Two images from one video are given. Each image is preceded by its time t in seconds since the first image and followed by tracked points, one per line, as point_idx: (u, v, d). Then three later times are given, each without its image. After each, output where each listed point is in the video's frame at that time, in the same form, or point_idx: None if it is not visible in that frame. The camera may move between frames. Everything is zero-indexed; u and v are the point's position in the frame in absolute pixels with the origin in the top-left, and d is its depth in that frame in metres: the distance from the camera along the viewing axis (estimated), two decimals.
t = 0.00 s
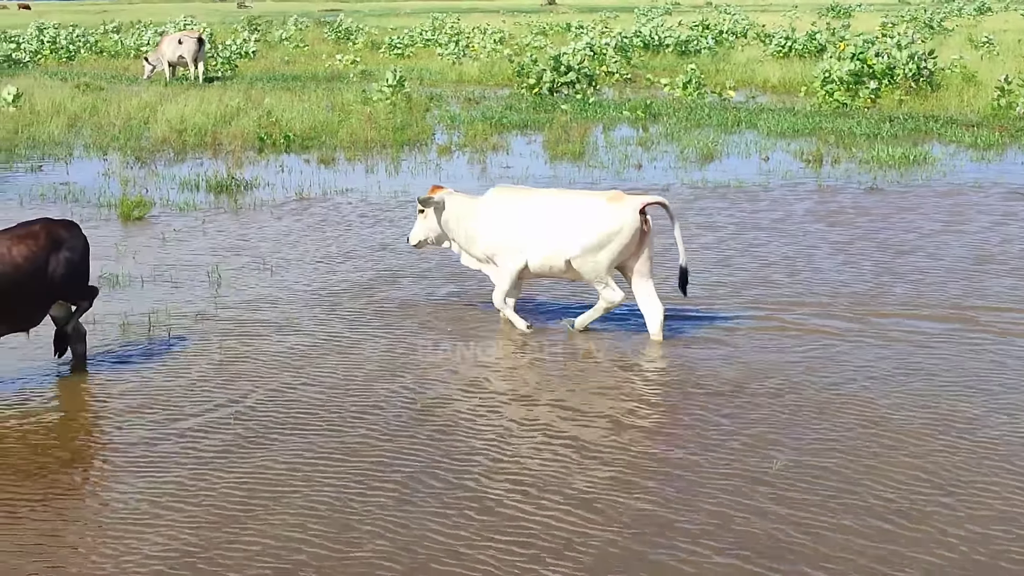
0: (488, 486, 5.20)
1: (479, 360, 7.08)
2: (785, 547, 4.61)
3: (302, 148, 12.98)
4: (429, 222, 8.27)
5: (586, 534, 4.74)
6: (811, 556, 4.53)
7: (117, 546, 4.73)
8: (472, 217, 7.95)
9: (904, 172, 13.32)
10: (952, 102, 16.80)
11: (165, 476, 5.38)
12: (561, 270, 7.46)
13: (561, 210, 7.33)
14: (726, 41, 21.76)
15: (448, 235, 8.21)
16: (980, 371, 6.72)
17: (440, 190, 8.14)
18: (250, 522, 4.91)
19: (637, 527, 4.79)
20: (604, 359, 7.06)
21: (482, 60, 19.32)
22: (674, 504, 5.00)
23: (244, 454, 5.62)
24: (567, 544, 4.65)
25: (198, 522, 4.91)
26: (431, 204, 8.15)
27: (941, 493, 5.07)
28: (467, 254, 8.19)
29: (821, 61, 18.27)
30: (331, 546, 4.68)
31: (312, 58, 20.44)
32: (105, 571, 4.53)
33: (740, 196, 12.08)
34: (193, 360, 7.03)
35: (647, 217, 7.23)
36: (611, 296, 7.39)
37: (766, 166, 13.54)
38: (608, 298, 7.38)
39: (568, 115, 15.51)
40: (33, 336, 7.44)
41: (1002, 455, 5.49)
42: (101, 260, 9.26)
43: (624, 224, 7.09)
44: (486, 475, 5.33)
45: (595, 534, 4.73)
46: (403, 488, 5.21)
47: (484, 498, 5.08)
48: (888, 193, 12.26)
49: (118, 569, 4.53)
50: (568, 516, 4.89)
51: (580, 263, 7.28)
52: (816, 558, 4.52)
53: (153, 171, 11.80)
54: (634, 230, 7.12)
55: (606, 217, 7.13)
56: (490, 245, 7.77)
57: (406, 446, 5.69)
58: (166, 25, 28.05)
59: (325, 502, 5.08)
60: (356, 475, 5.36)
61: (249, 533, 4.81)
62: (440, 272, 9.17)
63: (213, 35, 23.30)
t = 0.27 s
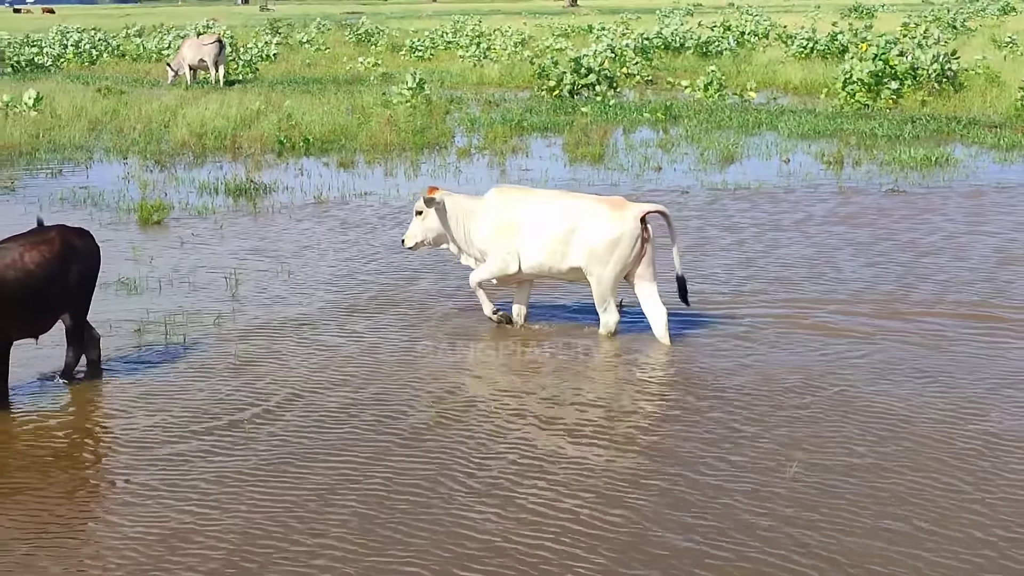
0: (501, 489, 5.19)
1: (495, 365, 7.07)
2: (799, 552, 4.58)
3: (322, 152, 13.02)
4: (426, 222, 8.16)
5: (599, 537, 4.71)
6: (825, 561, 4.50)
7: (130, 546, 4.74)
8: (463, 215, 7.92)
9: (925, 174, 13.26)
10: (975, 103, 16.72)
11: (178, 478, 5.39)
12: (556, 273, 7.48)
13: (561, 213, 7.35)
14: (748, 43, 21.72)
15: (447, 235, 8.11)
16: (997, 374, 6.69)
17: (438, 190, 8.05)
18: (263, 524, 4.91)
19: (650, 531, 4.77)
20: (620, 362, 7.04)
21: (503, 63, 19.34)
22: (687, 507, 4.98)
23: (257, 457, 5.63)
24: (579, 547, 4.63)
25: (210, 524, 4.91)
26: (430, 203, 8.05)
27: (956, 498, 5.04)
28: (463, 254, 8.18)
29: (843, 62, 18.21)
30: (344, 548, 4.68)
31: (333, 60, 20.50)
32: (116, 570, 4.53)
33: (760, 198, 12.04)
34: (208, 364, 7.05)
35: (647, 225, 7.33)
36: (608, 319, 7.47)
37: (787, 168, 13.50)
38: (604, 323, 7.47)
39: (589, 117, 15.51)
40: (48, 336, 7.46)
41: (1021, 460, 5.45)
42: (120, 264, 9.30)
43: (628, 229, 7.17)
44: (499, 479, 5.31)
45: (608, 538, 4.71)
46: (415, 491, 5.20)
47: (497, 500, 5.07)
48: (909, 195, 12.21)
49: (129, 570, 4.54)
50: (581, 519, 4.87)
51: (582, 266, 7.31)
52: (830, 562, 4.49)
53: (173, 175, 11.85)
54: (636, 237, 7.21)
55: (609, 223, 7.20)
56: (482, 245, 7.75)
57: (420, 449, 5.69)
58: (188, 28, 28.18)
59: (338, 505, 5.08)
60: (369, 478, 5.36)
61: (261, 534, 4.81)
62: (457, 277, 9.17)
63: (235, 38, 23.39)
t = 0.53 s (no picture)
0: (529, 490, 5.17)
1: (522, 367, 7.05)
2: (828, 554, 4.54)
3: (349, 155, 13.05)
4: (437, 223, 8.13)
5: (626, 539, 4.69)
6: (855, 563, 4.46)
7: (157, 546, 4.75)
8: (477, 222, 7.95)
9: (955, 175, 13.18)
10: (1005, 104, 16.62)
11: (205, 479, 5.40)
12: (574, 275, 7.53)
13: (575, 215, 7.41)
14: (776, 44, 21.67)
15: (458, 236, 8.10)
16: None
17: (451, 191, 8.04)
18: (290, 524, 4.91)
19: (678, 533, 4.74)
20: (648, 364, 7.01)
21: (531, 65, 19.34)
22: (715, 509, 4.95)
23: (284, 458, 5.63)
24: (606, 549, 4.61)
25: (238, 525, 4.92)
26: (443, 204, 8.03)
27: (989, 501, 4.99)
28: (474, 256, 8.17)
29: (872, 63, 18.13)
30: (370, 549, 4.67)
31: (361, 63, 20.55)
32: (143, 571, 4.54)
33: (789, 199, 11.99)
34: (236, 367, 7.07)
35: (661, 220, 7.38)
36: (634, 318, 7.47)
37: (815, 170, 13.44)
38: (630, 324, 7.46)
39: (616, 120, 15.49)
40: (75, 337, 7.49)
41: None
42: (148, 269, 9.34)
43: (643, 227, 7.22)
44: (526, 480, 5.30)
45: (636, 540, 4.68)
46: (442, 492, 5.19)
47: (524, 502, 5.05)
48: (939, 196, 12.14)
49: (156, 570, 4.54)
50: (609, 521, 4.85)
51: (600, 266, 7.34)
52: (861, 565, 4.45)
53: (201, 179, 11.91)
54: (651, 233, 7.26)
55: (624, 222, 7.25)
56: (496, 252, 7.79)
57: (447, 451, 5.68)
58: (217, 31, 28.30)
59: (365, 505, 5.07)
60: (396, 479, 5.36)
61: (288, 535, 4.81)
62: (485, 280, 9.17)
63: (263, 42, 23.49)
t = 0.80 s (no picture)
0: (566, 492, 5.15)
1: (559, 369, 7.03)
2: (869, 556, 4.50)
3: (384, 159, 13.08)
4: (464, 229, 8.18)
5: (664, 540, 4.66)
6: (897, 565, 4.42)
7: (195, 547, 4.75)
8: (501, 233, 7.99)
9: (992, 177, 13.09)
10: None
11: (243, 481, 5.41)
12: (600, 276, 7.54)
13: (600, 216, 7.44)
14: (811, 46, 21.60)
15: (484, 243, 8.15)
16: None
17: (478, 197, 8.08)
18: (328, 524, 4.91)
19: (717, 535, 4.71)
20: (686, 365, 6.97)
21: (564, 68, 19.35)
22: (754, 511, 4.91)
23: (322, 460, 5.63)
24: (643, 550, 4.59)
25: (275, 525, 4.92)
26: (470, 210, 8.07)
27: None
28: (501, 261, 8.24)
29: (907, 65, 18.04)
30: (407, 549, 4.66)
31: (394, 67, 20.62)
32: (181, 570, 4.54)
33: (825, 202, 11.94)
34: (273, 371, 7.08)
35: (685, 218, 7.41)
36: (664, 317, 7.39)
37: (850, 173, 13.38)
38: (660, 322, 7.37)
39: (650, 122, 15.48)
40: (113, 342, 7.53)
41: None
42: (185, 273, 9.39)
43: (668, 224, 7.25)
44: (563, 481, 5.28)
45: (671, 541, 4.67)
46: (479, 493, 5.18)
47: (562, 503, 5.03)
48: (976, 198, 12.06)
49: (194, 569, 4.55)
50: (646, 522, 4.82)
51: (628, 266, 7.35)
52: (902, 567, 4.40)
53: (237, 184, 11.96)
54: (677, 230, 7.28)
55: (649, 219, 7.28)
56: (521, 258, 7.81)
57: (484, 453, 5.67)
58: (252, 36, 28.45)
59: (402, 507, 5.06)
60: (434, 480, 5.34)
61: (325, 536, 4.80)
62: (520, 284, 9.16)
63: (298, 47, 23.60)
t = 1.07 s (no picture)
0: (611, 493, 5.14)
1: (601, 370, 7.01)
2: (918, 560, 4.45)
3: (421, 163, 13.09)
4: (488, 228, 8.29)
5: (710, 544, 4.63)
6: (946, 569, 4.37)
7: (240, 550, 4.76)
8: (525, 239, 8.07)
9: None
10: None
11: (287, 483, 5.41)
12: (624, 277, 7.62)
13: (620, 219, 7.50)
14: (849, 48, 21.49)
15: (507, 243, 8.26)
16: None
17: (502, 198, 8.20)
18: (374, 528, 4.90)
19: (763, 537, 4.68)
20: (729, 366, 6.94)
21: (600, 71, 19.32)
22: (801, 513, 4.87)
23: (365, 463, 5.63)
24: (690, 554, 4.56)
25: (319, 528, 4.91)
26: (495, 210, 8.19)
27: None
28: (523, 261, 8.31)
29: (946, 67, 17.92)
30: (453, 552, 4.65)
31: (431, 71, 20.64)
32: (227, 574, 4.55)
33: (864, 204, 11.86)
34: (314, 374, 7.09)
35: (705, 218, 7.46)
36: (692, 317, 7.39)
37: (890, 176, 13.29)
38: (690, 322, 7.37)
39: (687, 126, 15.43)
40: (154, 346, 7.57)
41: None
42: (225, 277, 9.42)
43: (688, 225, 7.30)
44: (607, 483, 5.25)
45: (712, 542, 4.64)
46: (523, 495, 5.16)
47: (602, 504, 5.02)
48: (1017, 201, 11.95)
49: (238, 573, 4.56)
50: (692, 525, 4.80)
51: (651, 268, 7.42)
52: (951, 572, 4.36)
53: (276, 188, 12.00)
54: (697, 230, 7.34)
55: (670, 221, 7.33)
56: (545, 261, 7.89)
57: (528, 455, 5.64)
58: (290, 41, 28.56)
59: (447, 509, 5.05)
60: (478, 481, 5.33)
61: (369, 539, 4.80)
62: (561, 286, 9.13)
63: (335, 51, 23.67)
